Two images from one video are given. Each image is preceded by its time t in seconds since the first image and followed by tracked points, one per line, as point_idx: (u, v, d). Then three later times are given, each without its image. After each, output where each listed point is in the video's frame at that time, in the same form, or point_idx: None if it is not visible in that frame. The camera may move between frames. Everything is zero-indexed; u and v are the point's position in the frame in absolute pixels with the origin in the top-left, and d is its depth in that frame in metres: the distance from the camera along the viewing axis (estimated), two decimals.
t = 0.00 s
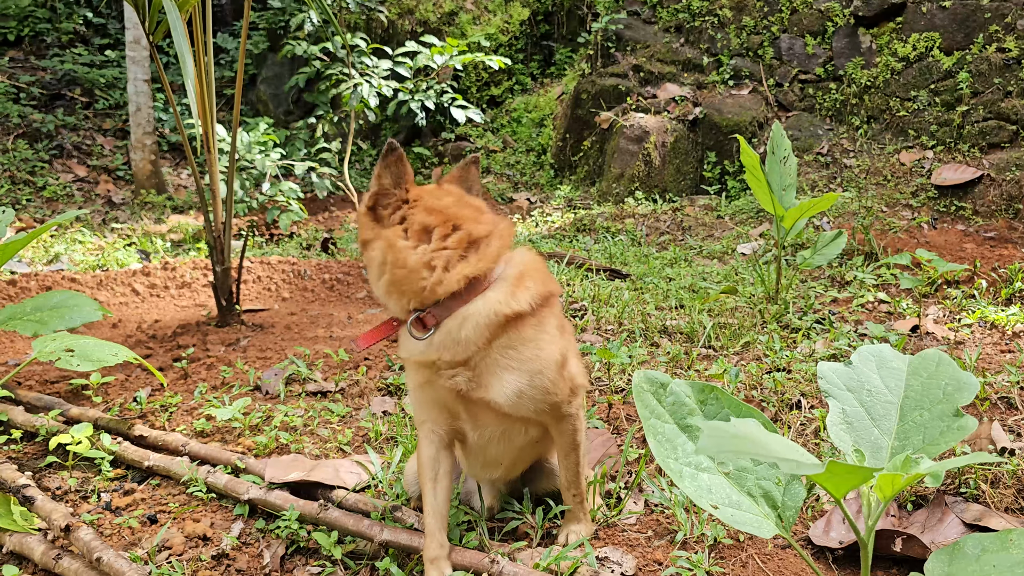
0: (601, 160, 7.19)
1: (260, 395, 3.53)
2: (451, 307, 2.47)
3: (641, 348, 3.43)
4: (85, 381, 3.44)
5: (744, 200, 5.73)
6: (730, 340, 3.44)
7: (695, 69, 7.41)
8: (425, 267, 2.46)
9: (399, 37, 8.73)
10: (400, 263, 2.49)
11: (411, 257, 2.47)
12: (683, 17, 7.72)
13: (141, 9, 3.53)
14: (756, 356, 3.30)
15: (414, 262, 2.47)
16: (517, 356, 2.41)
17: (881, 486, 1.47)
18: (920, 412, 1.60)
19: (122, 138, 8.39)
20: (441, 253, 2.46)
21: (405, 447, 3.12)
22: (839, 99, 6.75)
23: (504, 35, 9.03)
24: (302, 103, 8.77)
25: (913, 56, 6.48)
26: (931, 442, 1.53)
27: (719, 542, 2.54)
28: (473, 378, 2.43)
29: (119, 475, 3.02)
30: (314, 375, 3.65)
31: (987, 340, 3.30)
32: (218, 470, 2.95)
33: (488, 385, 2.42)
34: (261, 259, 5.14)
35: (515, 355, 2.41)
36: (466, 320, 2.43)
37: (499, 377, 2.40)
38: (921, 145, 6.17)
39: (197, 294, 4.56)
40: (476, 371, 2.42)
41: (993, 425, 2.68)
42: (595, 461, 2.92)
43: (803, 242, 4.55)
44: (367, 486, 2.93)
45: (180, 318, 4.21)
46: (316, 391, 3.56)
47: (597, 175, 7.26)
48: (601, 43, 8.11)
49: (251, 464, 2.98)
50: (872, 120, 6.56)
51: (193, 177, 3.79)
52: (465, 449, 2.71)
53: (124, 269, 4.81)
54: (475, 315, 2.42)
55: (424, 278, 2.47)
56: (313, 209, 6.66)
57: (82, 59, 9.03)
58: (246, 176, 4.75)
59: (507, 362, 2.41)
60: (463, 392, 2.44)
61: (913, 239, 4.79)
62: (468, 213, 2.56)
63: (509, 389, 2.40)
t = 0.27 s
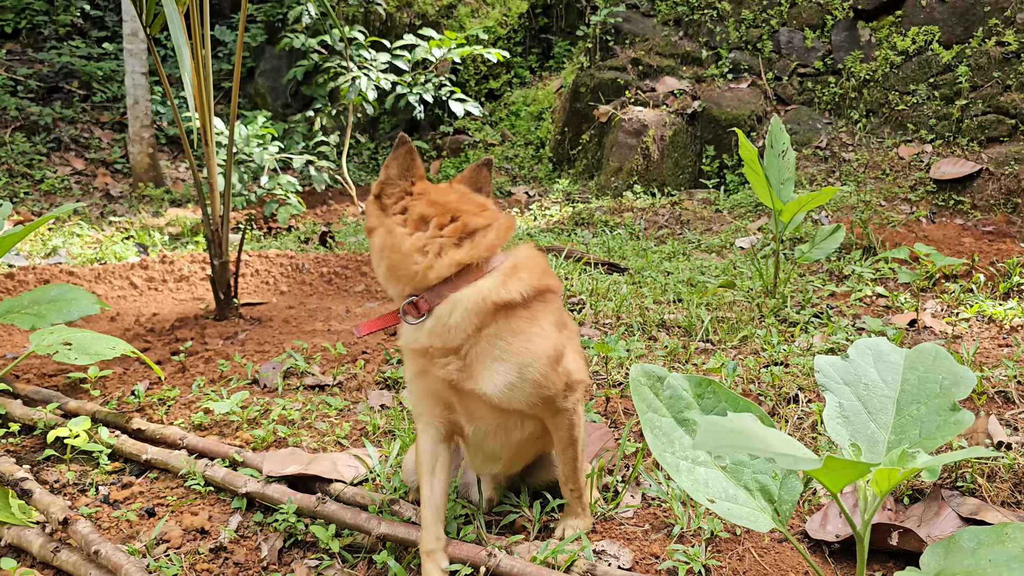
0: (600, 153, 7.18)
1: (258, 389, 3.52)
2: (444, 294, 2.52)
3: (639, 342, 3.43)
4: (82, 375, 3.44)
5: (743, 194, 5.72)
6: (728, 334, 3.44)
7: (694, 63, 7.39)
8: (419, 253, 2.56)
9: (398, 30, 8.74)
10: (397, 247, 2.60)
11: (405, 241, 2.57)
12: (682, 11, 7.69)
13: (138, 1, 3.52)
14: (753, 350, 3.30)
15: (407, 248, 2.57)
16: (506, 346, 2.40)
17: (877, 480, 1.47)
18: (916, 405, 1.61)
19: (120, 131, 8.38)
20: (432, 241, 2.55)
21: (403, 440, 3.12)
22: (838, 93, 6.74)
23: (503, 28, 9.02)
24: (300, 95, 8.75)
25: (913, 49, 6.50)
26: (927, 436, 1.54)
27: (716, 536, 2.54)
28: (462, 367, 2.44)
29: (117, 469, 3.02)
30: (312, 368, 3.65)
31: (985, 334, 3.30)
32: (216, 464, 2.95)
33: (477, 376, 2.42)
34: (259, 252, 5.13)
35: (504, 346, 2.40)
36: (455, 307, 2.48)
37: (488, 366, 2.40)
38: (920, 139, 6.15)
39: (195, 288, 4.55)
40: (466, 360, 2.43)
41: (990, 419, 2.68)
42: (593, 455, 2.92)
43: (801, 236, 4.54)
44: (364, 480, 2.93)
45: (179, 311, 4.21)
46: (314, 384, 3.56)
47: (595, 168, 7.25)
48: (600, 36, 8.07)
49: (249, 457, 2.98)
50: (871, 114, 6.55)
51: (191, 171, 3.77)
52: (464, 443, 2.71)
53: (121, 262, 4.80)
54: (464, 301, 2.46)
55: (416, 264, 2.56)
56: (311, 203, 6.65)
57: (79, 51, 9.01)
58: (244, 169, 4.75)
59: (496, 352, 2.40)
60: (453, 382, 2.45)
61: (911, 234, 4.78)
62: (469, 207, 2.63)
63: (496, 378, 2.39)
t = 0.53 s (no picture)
0: (596, 147, 7.17)
1: (253, 382, 3.52)
2: (435, 285, 2.54)
3: (635, 336, 3.43)
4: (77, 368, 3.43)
5: (739, 187, 5.72)
6: (724, 328, 3.44)
7: (690, 56, 7.38)
8: (413, 243, 2.57)
9: (394, 23, 8.69)
10: (393, 237, 2.61)
11: (401, 230, 2.59)
12: (678, 4, 7.67)
13: None
14: (749, 343, 3.30)
15: (401, 238, 2.59)
16: (493, 341, 2.40)
17: (869, 473, 1.48)
18: (909, 399, 1.61)
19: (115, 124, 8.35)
20: (425, 231, 2.56)
21: (399, 433, 3.12)
22: (834, 86, 6.74)
23: (499, 21, 9.06)
24: (296, 89, 8.72)
25: (909, 43, 6.44)
26: (921, 429, 1.54)
27: (710, 529, 2.54)
28: (450, 360, 2.44)
29: (112, 462, 3.02)
30: (307, 362, 3.65)
31: (979, 328, 3.31)
32: (211, 458, 2.95)
33: (465, 370, 2.42)
34: (255, 246, 5.11)
35: (491, 341, 2.40)
36: (444, 298, 2.49)
37: (475, 360, 2.40)
38: (915, 132, 6.14)
39: (191, 282, 4.54)
40: (454, 353, 2.43)
41: (984, 412, 2.69)
42: (588, 449, 2.93)
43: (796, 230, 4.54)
44: (360, 473, 2.93)
45: (175, 305, 4.20)
46: (310, 378, 3.55)
47: (591, 162, 7.24)
48: (596, 29, 8.00)
49: (245, 451, 2.98)
50: (867, 108, 6.55)
51: (186, 164, 3.75)
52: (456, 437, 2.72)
53: (117, 256, 4.79)
54: (453, 293, 2.48)
55: (410, 254, 2.57)
56: (307, 196, 6.64)
57: (74, 44, 8.97)
58: (239, 163, 4.73)
59: (483, 345, 2.40)
60: (441, 375, 2.45)
61: (907, 228, 4.78)
62: (466, 201, 2.65)
63: (483, 373, 2.39)
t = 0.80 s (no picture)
0: (593, 140, 7.16)
1: (250, 374, 3.52)
2: (434, 281, 2.50)
3: (631, 328, 3.43)
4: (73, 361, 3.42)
5: (736, 180, 5.72)
6: (720, 320, 3.44)
7: (688, 49, 7.37)
8: (416, 238, 2.50)
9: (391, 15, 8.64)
10: (394, 233, 2.51)
11: (402, 226, 2.49)
12: None
13: None
14: (745, 336, 3.30)
15: (405, 234, 2.50)
16: (493, 331, 2.40)
17: (860, 463, 1.48)
18: (901, 390, 1.62)
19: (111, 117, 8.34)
20: (427, 225, 2.50)
21: (394, 425, 3.12)
22: (831, 79, 6.74)
23: (497, 14, 9.04)
24: (293, 81, 8.71)
25: (907, 36, 6.47)
26: (913, 421, 1.55)
27: (704, 519, 2.55)
28: (449, 354, 2.42)
29: (108, 454, 3.02)
30: (304, 354, 3.65)
31: (975, 320, 3.32)
32: (207, 449, 2.95)
33: (465, 361, 2.41)
34: (252, 239, 5.10)
35: (490, 331, 2.39)
36: (445, 294, 2.45)
37: (474, 352, 2.39)
38: (913, 125, 6.14)
39: (188, 275, 4.54)
40: (452, 346, 2.42)
41: (977, 404, 2.70)
42: (583, 440, 2.93)
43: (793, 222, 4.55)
44: (356, 465, 2.93)
45: (171, 298, 4.19)
46: (306, 370, 3.55)
47: (589, 155, 7.24)
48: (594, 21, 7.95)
49: (240, 443, 2.98)
50: (864, 100, 6.54)
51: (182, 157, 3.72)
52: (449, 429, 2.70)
53: (113, 249, 4.78)
54: (454, 287, 2.45)
55: (414, 249, 2.50)
56: (304, 189, 6.62)
57: (70, 36, 8.95)
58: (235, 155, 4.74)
59: (483, 336, 2.40)
60: (439, 368, 2.43)
61: (904, 221, 4.79)
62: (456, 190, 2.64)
63: (483, 363, 2.38)
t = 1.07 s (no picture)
0: (594, 133, 7.16)
1: (249, 366, 3.51)
2: (432, 280, 2.44)
3: (630, 320, 3.42)
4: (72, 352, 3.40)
5: (737, 173, 5.72)
6: (719, 312, 3.44)
7: (689, 41, 7.37)
8: (406, 239, 2.42)
9: (391, 9, 8.63)
10: (386, 233, 2.42)
11: (393, 226, 2.41)
12: None
13: None
14: (744, 328, 3.30)
15: (394, 236, 2.41)
16: (492, 324, 2.38)
17: (858, 452, 1.46)
18: (898, 379, 1.61)
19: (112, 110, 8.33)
20: (417, 224, 2.42)
21: (393, 416, 3.10)
22: (833, 71, 6.76)
23: (498, 6, 9.10)
24: (294, 75, 8.72)
25: (908, 28, 6.47)
26: (910, 410, 1.53)
27: (703, 510, 2.53)
28: (450, 347, 2.41)
29: (106, 446, 3.00)
30: (303, 346, 3.64)
31: (974, 312, 3.31)
32: (205, 441, 2.94)
33: (464, 354, 2.40)
34: (252, 232, 5.09)
35: (489, 324, 2.38)
36: (445, 292, 2.41)
37: (475, 345, 2.39)
38: (914, 118, 6.12)
39: (187, 267, 4.53)
40: (452, 338, 2.41)
41: (976, 395, 2.70)
42: (581, 432, 2.92)
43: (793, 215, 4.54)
44: (354, 456, 2.92)
45: (171, 291, 4.18)
46: (305, 362, 3.55)
47: (590, 148, 7.24)
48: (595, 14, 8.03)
49: (239, 434, 2.97)
50: (865, 93, 6.55)
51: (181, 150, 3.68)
52: (447, 419, 2.70)
53: (113, 242, 4.78)
54: (452, 284, 2.41)
55: (408, 248, 2.43)
56: (305, 182, 6.63)
57: (70, 30, 8.96)
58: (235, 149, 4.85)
59: (482, 330, 2.38)
60: (441, 360, 2.43)
61: (904, 213, 4.78)
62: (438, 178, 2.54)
63: (483, 356, 2.38)
